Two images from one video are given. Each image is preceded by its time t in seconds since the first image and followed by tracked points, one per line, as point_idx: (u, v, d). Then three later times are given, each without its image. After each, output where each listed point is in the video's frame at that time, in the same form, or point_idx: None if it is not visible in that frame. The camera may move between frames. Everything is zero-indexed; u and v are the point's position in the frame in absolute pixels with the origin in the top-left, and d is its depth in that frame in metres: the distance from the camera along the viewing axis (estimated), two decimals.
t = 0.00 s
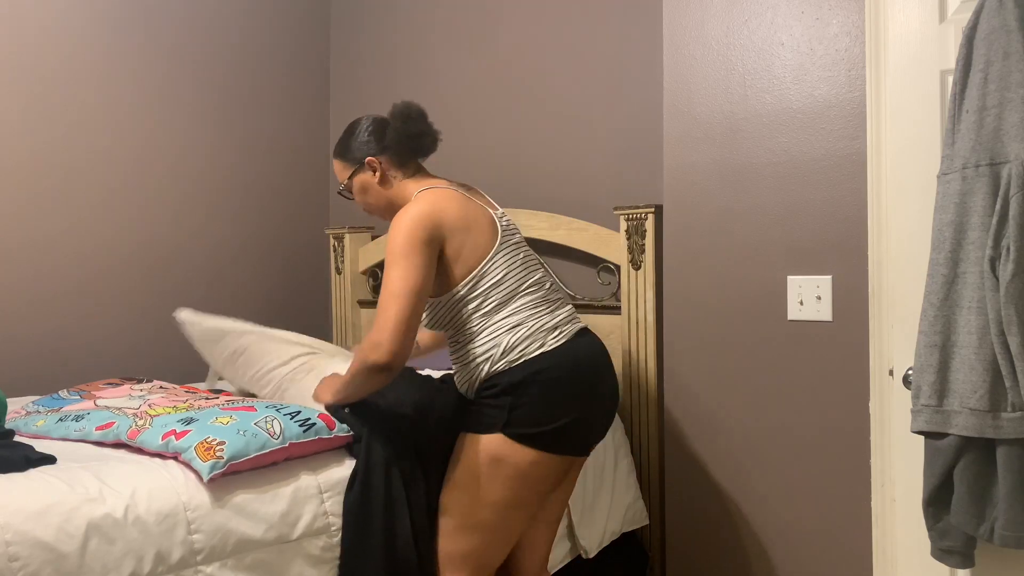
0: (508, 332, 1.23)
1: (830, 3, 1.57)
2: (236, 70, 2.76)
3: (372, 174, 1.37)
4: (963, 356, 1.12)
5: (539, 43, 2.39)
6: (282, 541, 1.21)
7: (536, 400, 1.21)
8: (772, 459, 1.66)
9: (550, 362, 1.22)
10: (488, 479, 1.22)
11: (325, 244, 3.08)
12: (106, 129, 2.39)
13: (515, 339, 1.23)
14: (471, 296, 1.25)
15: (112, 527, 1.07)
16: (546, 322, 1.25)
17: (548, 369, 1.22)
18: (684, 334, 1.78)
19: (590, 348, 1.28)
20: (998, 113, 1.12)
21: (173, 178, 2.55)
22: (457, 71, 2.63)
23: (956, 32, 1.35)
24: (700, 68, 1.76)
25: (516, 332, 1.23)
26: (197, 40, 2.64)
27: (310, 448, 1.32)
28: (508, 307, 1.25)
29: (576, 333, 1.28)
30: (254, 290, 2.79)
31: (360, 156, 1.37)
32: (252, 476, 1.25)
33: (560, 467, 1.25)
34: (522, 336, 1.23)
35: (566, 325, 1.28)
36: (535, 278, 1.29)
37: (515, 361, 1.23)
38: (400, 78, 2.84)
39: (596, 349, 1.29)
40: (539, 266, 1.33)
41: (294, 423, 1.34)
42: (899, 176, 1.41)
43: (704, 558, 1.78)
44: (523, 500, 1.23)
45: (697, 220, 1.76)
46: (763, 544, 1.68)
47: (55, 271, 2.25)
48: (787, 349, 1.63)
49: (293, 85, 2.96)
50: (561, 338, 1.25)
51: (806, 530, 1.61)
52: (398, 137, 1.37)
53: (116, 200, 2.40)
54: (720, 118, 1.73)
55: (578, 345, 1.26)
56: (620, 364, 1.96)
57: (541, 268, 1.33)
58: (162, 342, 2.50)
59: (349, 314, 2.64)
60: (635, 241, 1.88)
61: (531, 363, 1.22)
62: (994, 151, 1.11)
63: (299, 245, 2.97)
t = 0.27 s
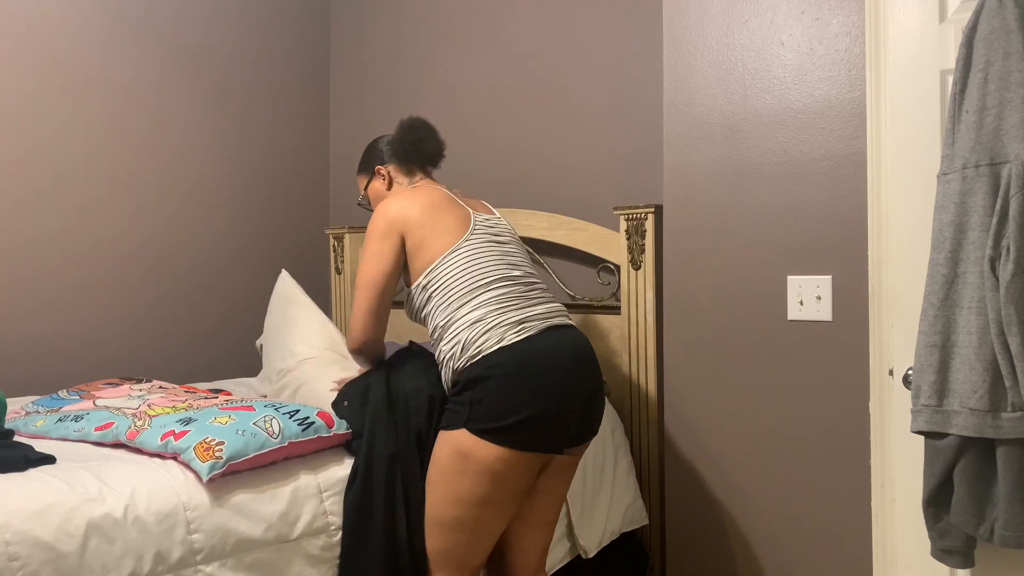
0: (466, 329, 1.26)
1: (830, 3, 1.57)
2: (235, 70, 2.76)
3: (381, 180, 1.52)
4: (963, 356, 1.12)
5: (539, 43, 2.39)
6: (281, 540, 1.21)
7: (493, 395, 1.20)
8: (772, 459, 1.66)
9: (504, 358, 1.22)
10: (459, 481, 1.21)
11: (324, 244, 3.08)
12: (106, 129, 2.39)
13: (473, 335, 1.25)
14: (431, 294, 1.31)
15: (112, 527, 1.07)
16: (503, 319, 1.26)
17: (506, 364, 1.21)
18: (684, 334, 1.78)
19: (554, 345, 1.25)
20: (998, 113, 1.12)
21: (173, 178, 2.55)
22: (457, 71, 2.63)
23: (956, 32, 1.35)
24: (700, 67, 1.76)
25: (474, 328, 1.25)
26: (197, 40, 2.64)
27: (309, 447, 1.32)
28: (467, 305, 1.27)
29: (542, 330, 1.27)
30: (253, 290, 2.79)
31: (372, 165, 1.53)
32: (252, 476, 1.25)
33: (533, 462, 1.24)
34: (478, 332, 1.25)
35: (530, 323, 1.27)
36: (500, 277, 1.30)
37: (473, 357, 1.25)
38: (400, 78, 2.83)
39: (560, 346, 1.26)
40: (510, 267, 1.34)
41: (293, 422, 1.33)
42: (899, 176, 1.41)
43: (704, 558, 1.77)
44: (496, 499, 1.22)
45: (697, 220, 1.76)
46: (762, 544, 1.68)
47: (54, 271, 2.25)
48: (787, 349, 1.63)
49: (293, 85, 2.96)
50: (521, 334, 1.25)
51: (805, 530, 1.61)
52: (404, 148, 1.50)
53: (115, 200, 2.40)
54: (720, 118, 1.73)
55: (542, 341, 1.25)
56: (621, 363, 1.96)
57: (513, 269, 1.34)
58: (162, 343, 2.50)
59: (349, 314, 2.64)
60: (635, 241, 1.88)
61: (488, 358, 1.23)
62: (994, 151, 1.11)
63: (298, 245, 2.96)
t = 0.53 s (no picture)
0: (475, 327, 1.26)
1: (830, 3, 1.57)
2: (236, 70, 2.76)
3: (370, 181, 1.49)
4: (963, 356, 1.12)
5: (539, 43, 2.39)
6: (281, 540, 1.21)
7: (499, 392, 1.20)
8: (772, 459, 1.66)
9: (511, 356, 1.23)
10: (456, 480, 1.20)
11: (325, 244, 3.08)
12: (106, 129, 2.39)
13: (478, 332, 1.26)
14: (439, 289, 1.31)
15: (112, 527, 1.07)
16: (513, 318, 1.27)
17: (512, 361, 1.22)
18: (683, 334, 1.78)
19: (557, 345, 1.27)
20: (998, 113, 1.12)
21: (173, 178, 2.55)
22: (457, 71, 2.63)
23: (956, 32, 1.35)
24: (699, 68, 1.76)
25: (480, 325, 1.26)
26: (197, 41, 2.64)
27: (308, 447, 1.32)
28: (472, 302, 1.28)
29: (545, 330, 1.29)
30: (254, 290, 2.79)
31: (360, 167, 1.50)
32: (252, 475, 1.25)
33: (531, 457, 1.24)
34: (485, 329, 1.26)
35: (534, 323, 1.28)
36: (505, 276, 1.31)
37: (478, 354, 1.25)
38: (400, 78, 2.83)
39: (562, 346, 1.27)
40: (513, 267, 1.34)
41: (293, 422, 1.33)
42: (899, 177, 1.41)
43: (704, 558, 1.77)
44: (494, 494, 1.22)
45: (697, 219, 1.76)
46: (763, 544, 1.68)
47: (54, 271, 2.25)
48: (787, 349, 1.63)
49: (293, 85, 2.96)
50: (526, 333, 1.26)
51: (805, 530, 1.61)
52: (393, 146, 1.49)
53: (115, 200, 2.40)
54: (720, 118, 1.73)
55: (546, 341, 1.26)
56: (620, 363, 1.97)
57: (516, 268, 1.35)
58: (162, 343, 2.50)
59: (349, 314, 2.64)
60: (636, 241, 1.88)
61: (493, 356, 1.23)
62: (994, 151, 1.11)
63: (299, 245, 2.96)
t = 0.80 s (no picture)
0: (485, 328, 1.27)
1: (830, 3, 1.57)
2: (235, 70, 2.76)
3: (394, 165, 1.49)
4: (963, 356, 1.12)
5: (539, 43, 2.39)
6: (280, 540, 1.21)
7: (505, 394, 1.21)
8: (772, 460, 1.66)
9: (520, 359, 1.23)
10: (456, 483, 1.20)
11: (325, 244, 3.08)
12: (106, 129, 2.39)
13: (489, 332, 1.26)
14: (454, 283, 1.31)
15: (112, 527, 1.07)
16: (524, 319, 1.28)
17: (520, 364, 1.23)
18: (683, 334, 1.78)
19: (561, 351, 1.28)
20: (998, 113, 1.12)
21: (173, 177, 2.55)
22: (457, 71, 2.63)
23: (955, 32, 1.35)
24: (700, 67, 1.76)
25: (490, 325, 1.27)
26: (197, 41, 2.64)
27: (308, 447, 1.32)
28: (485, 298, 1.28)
29: (552, 334, 1.30)
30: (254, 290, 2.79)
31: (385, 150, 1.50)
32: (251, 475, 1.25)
33: (534, 459, 1.24)
34: (496, 329, 1.26)
35: (543, 326, 1.29)
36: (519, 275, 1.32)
37: (487, 354, 1.26)
38: (400, 78, 2.84)
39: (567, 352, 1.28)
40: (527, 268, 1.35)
41: (292, 422, 1.33)
42: (899, 176, 1.41)
43: (703, 558, 1.77)
44: (497, 494, 1.21)
45: (698, 219, 1.76)
46: (763, 544, 1.68)
47: (54, 271, 2.25)
48: (787, 349, 1.63)
49: (293, 85, 2.96)
50: (535, 337, 1.27)
51: (805, 530, 1.61)
52: (420, 132, 1.51)
53: (115, 200, 2.40)
54: (720, 118, 1.73)
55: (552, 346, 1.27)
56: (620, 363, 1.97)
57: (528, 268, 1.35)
58: (162, 342, 2.50)
59: (349, 314, 2.64)
60: (636, 241, 1.88)
61: (502, 357, 1.24)
62: (994, 150, 1.11)
63: (298, 245, 2.96)
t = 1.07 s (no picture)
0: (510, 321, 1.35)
1: (830, 3, 1.57)
2: (235, 70, 2.76)
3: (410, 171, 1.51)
4: (963, 356, 1.12)
5: (539, 43, 2.39)
6: (281, 541, 1.21)
7: (554, 377, 1.28)
8: (772, 459, 1.66)
9: (567, 342, 1.31)
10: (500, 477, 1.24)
11: (325, 245, 3.08)
12: (106, 129, 2.39)
13: (534, 316, 1.34)
14: (489, 274, 1.39)
15: (112, 527, 1.07)
16: (547, 310, 1.35)
17: (566, 349, 1.30)
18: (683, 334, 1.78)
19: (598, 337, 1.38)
20: (998, 113, 1.12)
21: (174, 177, 2.55)
22: (457, 71, 2.63)
23: (955, 32, 1.35)
24: (700, 68, 1.76)
25: (535, 310, 1.35)
26: (197, 41, 2.64)
27: (309, 446, 1.32)
28: (523, 285, 1.38)
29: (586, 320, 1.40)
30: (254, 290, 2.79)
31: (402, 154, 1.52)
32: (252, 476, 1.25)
33: (574, 447, 1.31)
34: (542, 313, 1.34)
35: (578, 313, 1.40)
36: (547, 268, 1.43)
37: (535, 338, 1.33)
38: (400, 78, 2.84)
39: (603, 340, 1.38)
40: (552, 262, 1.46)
41: (293, 421, 1.33)
42: (899, 176, 1.41)
43: (704, 558, 1.77)
44: (541, 482, 1.27)
45: (698, 219, 1.76)
46: (763, 543, 1.68)
47: (54, 271, 2.25)
48: (787, 349, 1.63)
49: (293, 85, 2.96)
50: (577, 321, 1.37)
51: (805, 530, 1.61)
52: (437, 139, 1.55)
53: (116, 200, 2.40)
54: (720, 118, 1.73)
55: (591, 331, 1.37)
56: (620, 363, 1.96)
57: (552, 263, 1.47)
58: (162, 342, 2.50)
59: (349, 314, 2.64)
60: (636, 241, 1.88)
61: (550, 341, 1.32)
62: (994, 151, 1.11)
63: (299, 245, 2.96)
